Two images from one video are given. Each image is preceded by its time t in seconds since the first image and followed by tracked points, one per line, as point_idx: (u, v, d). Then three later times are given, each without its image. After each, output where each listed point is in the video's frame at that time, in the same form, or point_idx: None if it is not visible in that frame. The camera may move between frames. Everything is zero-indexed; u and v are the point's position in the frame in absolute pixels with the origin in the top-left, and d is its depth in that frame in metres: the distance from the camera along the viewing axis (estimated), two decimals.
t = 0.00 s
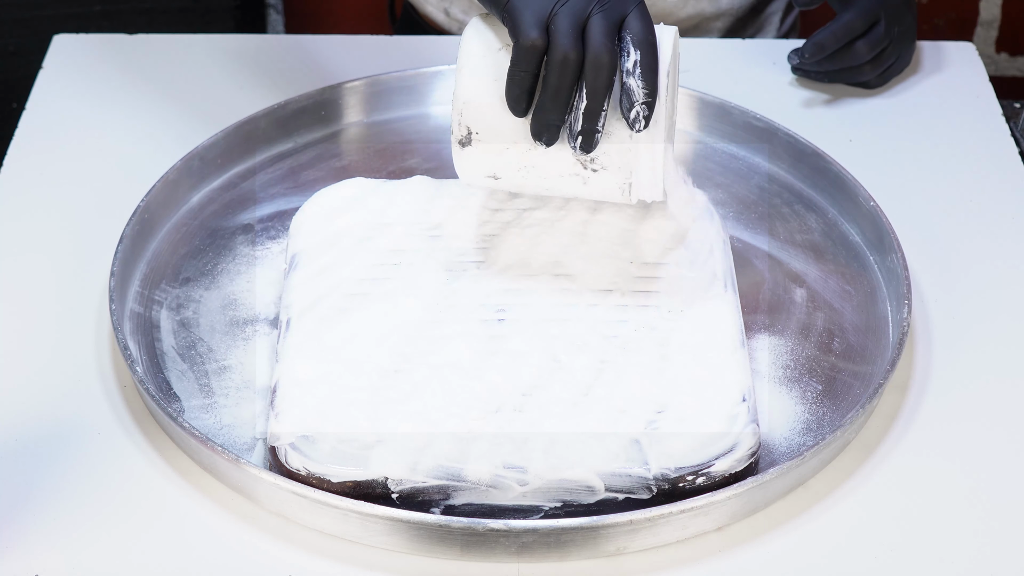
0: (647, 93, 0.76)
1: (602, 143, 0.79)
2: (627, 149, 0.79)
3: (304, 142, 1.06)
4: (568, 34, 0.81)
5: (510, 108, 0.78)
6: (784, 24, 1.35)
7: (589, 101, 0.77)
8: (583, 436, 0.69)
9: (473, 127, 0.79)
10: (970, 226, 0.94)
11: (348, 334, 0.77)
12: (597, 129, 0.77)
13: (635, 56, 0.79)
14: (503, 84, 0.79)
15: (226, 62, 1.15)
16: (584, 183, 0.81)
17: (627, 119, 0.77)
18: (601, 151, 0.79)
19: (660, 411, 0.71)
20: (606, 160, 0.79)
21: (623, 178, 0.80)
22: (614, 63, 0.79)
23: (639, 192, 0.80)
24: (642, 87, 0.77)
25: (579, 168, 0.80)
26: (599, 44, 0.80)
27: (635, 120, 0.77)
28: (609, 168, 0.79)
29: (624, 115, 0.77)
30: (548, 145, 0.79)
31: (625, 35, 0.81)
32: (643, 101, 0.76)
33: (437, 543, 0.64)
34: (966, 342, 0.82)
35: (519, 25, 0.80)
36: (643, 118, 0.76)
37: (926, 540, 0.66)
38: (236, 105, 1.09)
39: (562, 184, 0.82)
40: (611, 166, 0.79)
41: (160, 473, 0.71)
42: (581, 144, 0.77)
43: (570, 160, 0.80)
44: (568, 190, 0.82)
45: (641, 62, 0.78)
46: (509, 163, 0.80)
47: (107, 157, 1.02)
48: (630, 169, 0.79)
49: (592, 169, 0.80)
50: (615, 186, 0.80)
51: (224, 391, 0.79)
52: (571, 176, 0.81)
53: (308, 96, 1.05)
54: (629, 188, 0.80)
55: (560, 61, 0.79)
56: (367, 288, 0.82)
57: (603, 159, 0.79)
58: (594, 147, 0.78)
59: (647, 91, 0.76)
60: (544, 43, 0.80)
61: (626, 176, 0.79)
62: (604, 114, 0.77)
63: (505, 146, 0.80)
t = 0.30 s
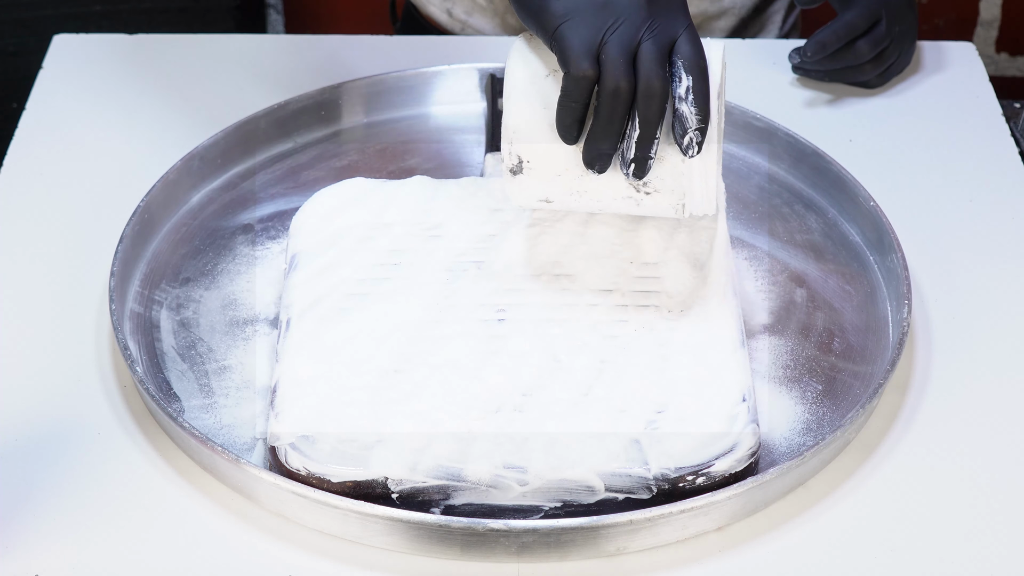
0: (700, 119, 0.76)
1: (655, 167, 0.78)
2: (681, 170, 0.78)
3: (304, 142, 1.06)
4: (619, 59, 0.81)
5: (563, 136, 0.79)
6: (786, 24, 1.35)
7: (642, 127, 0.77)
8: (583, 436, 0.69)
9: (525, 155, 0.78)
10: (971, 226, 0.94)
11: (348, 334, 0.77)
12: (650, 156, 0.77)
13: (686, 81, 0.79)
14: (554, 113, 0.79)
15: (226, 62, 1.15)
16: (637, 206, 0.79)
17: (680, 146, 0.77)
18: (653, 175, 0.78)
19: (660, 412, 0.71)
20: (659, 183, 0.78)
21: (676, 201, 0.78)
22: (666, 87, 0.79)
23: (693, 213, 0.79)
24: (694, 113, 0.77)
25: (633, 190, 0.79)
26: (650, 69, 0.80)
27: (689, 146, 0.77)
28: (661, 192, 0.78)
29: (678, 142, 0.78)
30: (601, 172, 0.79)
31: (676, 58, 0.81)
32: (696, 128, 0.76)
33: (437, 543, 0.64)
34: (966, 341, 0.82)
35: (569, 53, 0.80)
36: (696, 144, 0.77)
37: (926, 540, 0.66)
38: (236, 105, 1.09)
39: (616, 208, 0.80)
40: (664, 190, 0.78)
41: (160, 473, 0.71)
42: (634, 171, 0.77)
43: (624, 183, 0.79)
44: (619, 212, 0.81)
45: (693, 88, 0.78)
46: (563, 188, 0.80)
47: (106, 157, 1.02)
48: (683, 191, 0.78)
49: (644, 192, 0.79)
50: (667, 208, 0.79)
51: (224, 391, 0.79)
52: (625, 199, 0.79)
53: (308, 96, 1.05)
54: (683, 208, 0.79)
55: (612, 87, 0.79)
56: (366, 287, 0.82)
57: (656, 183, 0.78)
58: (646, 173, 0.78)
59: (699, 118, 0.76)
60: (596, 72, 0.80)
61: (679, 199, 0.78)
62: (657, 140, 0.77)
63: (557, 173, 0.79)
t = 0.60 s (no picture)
0: (644, 119, 0.73)
1: (598, 168, 0.76)
2: (623, 174, 0.76)
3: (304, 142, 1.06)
4: (566, 57, 0.79)
5: (505, 131, 0.76)
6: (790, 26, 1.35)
7: (585, 128, 0.75)
8: (583, 436, 0.69)
9: (469, 153, 0.76)
10: (972, 225, 0.94)
11: (348, 334, 0.77)
12: (592, 156, 0.75)
13: (632, 79, 0.76)
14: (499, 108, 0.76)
15: (226, 62, 1.15)
16: (581, 208, 0.79)
17: (622, 145, 0.74)
18: (596, 176, 0.76)
19: (660, 411, 0.71)
20: (602, 184, 0.77)
21: (620, 205, 0.77)
22: (613, 86, 0.77)
23: (637, 219, 0.78)
24: (638, 112, 0.74)
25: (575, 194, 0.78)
26: (597, 67, 0.77)
27: (631, 146, 0.74)
28: (604, 194, 0.77)
29: (620, 141, 0.75)
30: (542, 170, 0.77)
31: (626, 56, 0.78)
32: (639, 128, 0.73)
33: (437, 543, 0.64)
34: (966, 342, 0.82)
35: (516, 49, 0.79)
36: (638, 145, 0.74)
37: (926, 540, 0.66)
38: (236, 105, 1.09)
39: (558, 210, 0.80)
40: (608, 192, 0.77)
41: (160, 473, 0.71)
42: (575, 171, 0.76)
43: (567, 185, 0.78)
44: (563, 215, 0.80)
45: (639, 86, 0.75)
46: (507, 188, 0.79)
47: (107, 157, 1.02)
48: (626, 196, 0.77)
49: (588, 194, 0.78)
50: (611, 212, 0.78)
51: (224, 391, 0.79)
52: (568, 202, 0.79)
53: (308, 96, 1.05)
54: (627, 213, 0.78)
55: (558, 85, 0.77)
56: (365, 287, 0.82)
57: (600, 186, 0.77)
58: (589, 174, 0.76)
59: (643, 117, 0.74)
60: (541, 68, 0.78)
61: (622, 203, 0.77)
62: (599, 140, 0.75)
63: (501, 172, 0.78)
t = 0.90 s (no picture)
0: (504, 119, 0.71)
1: (459, 166, 0.74)
2: (485, 174, 0.73)
3: (304, 141, 1.06)
4: (434, 49, 0.78)
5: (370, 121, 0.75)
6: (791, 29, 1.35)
7: (445, 122, 0.73)
8: (583, 436, 0.69)
9: (335, 137, 0.75)
10: (972, 225, 0.94)
11: (347, 334, 0.77)
12: (453, 152, 0.73)
13: (497, 79, 0.74)
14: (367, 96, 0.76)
15: (226, 62, 1.15)
16: (444, 205, 0.77)
17: (482, 144, 0.71)
18: (457, 174, 0.74)
19: (660, 411, 0.71)
20: (464, 183, 0.74)
21: (481, 206, 0.75)
22: (479, 83, 0.76)
23: (500, 219, 0.76)
24: (500, 111, 0.71)
25: (438, 191, 0.76)
26: (464, 62, 0.76)
27: (490, 145, 0.71)
28: (466, 194, 0.75)
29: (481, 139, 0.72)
30: (404, 163, 0.75)
31: (493, 53, 0.77)
32: (499, 128, 0.71)
33: (437, 543, 0.64)
34: (967, 342, 0.82)
35: (383, 36, 0.78)
36: (498, 145, 0.71)
37: (926, 540, 0.66)
38: (236, 105, 1.09)
39: (423, 204, 0.78)
40: (468, 192, 0.75)
41: (160, 473, 0.71)
42: (435, 166, 0.73)
43: (429, 180, 0.75)
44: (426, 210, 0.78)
45: (502, 86, 0.73)
46: (370, 176, 0.77)
47: (106, 157, 1.02)
48: (487, 196, 0.74)
49: (450, 193, 0.75)
50: (473, 213, 0.76)
51: (224, 391, 0.79)
52: (431, 198, 0.77)
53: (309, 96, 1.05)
54: (490, 214, 0.76)
55: (421, 77, 0.76)
56: (365, 287, 0.82)
57: (461, 184, 0.74)
58: (449, 170, 0.73)
59: (504, 117, 0.71)
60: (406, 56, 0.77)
61: (482, 204, 0.75)
62: (460, 135, 0.73)
63: (364, 160, 0.76)
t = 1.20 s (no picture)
0: (430, 98, 0.70)
1: (391, 143, 0.73)
2: (417, 151, 0.73)
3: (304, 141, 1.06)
4: (359, 30, 0.77)
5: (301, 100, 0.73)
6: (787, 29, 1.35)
7: (373, 101, 0.72)
8: (583, 436, 0.69)
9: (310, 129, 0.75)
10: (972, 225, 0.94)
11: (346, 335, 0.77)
12: (382, 131, 0.72)
13: (422, 58, 0.73)
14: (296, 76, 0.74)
15: (225, 63, 1.15)
16: (383, 179, 0.76)
17: (410, 124, 0.71)
18: (390, 151, 0.73)
19: (660, 411, 0.71)
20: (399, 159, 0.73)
21: (416, 178, 0.74)
22: (405, 62, 0.75)
23: (437, 190, 0.75)
24: (425, 91, 0.71)
25: (374, 165, 0.75)
26: (388, 43, 0.75)
27: (417, 126, 0.71)
28: (401, 168, 0.74)
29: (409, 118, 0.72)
30: (336, 142, 0.74)
31: (417, 32, 0.75)
32: (426, 107, 0.70)
33: (437, 543, 0.64)
34: (967, 342, 0.82)
35: (307, 17, 0.76)
36: (426, 124, 0.70)
37: (926, 540, 0.66)
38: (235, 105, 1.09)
39: (361, 177, 0.77)
40: (403, 166, 0.74)
41: (160, 473, 0.71)
42: (366, 145, 0.72)
43: (365, 157, 0.75)
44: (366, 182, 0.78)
45: (427, 65, 0.72)
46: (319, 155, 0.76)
47: (106, 157, 1.02)
48: (422, 170, 0.74)
49: (386, 167, 0.75)
50: (410, 185, 0.76)
51: (224, 391, 0.79)
52: (368, 171, 0.76)
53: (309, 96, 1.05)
54: (427, 186, 0.75)
55: (346, 59, 0.75)
56: (364, 287, 0.82)
57: (394, 159, 0.74)
58: (381, 148, 0.72)
59: (430, 96, 0.71)
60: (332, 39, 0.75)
61: (418, 177, 0.74)
62: (388, 114, 0.72)
63: (300, 139, 0.75)
